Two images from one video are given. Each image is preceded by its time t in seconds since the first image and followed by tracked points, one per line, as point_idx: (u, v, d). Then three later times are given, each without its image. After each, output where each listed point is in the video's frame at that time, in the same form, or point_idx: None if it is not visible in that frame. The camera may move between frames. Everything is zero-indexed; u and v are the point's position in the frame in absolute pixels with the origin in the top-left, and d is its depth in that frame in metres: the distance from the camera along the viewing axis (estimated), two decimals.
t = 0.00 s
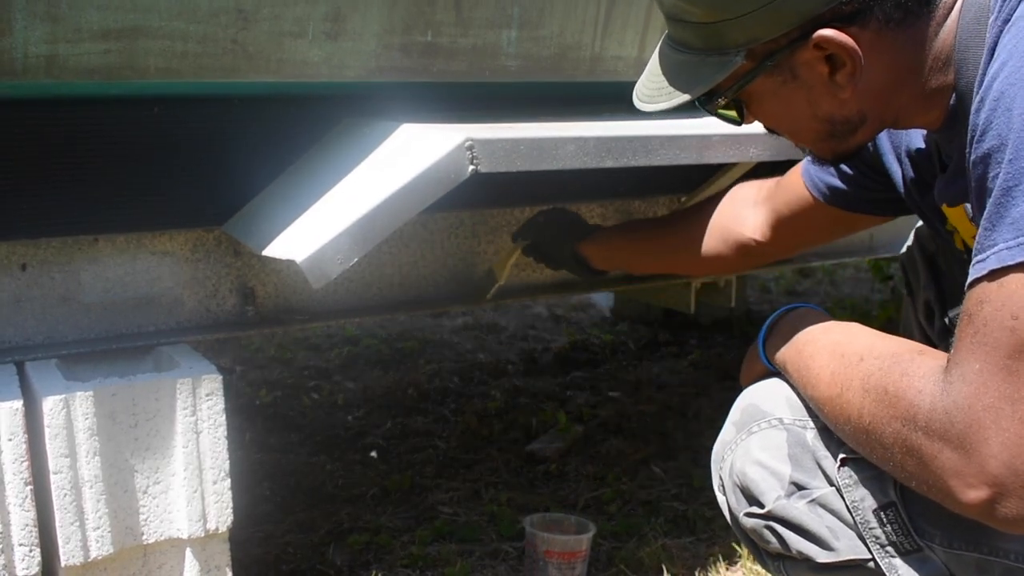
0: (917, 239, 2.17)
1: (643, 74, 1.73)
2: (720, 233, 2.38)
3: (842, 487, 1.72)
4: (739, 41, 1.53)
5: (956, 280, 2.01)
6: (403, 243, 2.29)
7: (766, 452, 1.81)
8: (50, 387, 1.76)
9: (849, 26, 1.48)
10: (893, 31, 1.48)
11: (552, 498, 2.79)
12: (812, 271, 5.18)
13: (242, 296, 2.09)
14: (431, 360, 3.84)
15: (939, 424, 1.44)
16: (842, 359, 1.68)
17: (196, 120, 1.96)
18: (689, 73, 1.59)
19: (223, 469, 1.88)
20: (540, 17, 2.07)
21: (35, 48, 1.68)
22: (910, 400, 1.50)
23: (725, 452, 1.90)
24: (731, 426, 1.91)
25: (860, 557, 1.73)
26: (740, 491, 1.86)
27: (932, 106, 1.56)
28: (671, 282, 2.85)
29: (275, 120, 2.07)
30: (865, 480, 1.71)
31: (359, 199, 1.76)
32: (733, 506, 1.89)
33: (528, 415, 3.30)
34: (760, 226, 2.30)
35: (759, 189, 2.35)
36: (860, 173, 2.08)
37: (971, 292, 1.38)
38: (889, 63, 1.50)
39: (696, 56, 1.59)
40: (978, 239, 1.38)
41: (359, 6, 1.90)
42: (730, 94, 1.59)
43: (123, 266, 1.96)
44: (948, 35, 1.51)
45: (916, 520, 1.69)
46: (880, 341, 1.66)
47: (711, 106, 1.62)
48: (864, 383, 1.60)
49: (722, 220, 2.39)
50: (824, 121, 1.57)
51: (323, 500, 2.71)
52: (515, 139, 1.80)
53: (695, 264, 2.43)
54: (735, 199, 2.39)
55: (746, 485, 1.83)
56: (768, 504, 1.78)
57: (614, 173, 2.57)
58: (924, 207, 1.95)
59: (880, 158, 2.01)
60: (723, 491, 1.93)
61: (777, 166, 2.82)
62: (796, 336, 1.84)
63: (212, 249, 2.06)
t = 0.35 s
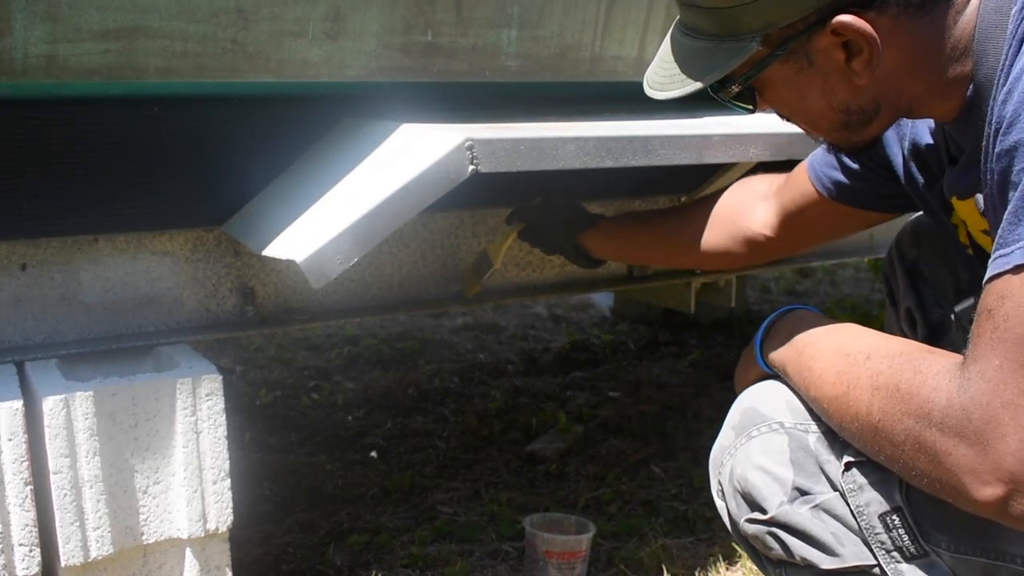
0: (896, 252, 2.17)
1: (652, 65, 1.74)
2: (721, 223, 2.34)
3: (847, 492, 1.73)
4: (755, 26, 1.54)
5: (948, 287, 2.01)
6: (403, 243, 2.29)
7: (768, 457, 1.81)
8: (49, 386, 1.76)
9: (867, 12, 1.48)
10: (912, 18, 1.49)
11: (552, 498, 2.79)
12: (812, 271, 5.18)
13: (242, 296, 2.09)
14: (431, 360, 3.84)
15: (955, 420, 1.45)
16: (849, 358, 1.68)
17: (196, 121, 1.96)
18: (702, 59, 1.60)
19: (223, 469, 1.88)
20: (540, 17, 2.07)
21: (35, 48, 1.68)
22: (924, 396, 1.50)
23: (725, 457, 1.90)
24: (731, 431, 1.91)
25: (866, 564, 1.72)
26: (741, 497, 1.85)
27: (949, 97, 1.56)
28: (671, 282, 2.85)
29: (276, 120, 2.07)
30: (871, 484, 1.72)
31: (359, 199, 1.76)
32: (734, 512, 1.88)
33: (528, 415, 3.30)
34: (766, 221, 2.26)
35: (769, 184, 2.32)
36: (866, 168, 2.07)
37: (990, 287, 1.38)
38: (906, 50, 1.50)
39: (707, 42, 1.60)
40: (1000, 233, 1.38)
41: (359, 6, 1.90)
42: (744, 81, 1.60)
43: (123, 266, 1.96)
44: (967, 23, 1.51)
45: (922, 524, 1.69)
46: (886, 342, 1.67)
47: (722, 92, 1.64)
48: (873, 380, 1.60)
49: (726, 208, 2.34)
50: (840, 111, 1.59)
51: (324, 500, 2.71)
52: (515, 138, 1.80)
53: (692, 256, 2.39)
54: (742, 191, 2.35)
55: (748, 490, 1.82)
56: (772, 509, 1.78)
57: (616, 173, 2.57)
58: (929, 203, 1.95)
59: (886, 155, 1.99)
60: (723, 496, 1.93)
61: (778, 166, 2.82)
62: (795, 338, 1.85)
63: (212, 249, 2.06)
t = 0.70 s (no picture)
0: (895, 250, 2.17)
1: (650, 67, 1.75)
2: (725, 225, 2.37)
3: (848, 495, 1.73)
4: (749, 30, 1.53)
5: (947, 288, 2.01)
6: (403, 243, 2.29)
7: (769, 460, 1.81)
8: (49, 387, 1.76)
9: (860, 17, 1.49)
10: (907, 21, 1.49)
11: (552, 498, 2.79)
12: (812, 271, 5.18)
13: (242, 297, 2.09)
14: (431, 360, 3.84)
15: (959, 423, 1.44)
16: (850, 360, 1.68)
17: (196, 121, 1.97)
18: (697, 64, 1.59)
19: (223, 469, 1.88)
20: (540, 17, 2.07)
21: (35, 48, 1.68)
22: (928, 399, 1.50)
23: (724, 459, 1.90)
24: (731, 434, 1.91)
25: (867, 567, 1.73)
26: (741, 500, 1.86)
27: (948, 98, 1.57)
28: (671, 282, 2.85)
29: (275, 121, 2.07)
30: (873, 487, 1.72)
31: (359, 198, 1.76)
32: (734, 515, 1.89)
33: (528, 415, 3.30)
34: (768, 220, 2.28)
35: (769, 184, 2.34)
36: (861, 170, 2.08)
37: (994, 289, 1.38)
38: (902, 52, 1.51)
39: (703, 46, 1.59)
40: (1004, 234, 1.39)
41: (359, 6, 1.90)
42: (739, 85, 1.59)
43: (123, 266, 1.97)
44: (965, 25, 1.51)
45: (925, 527, 1.69)
46: (886, 343, 1.67)
47: (718, 95, 1.63)
48: (876, 382, 1.60)
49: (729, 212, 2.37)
50: (836, 114, 1.59)
51: (324, 500, 2.71)
52: (515, 138, 1.80)
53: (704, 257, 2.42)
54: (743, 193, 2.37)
55: (748, 493, 1.82)
56: (772, 513, 1.78)
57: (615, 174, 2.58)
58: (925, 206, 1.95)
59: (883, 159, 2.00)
60: (722, 499, 1.93)
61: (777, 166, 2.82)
62: (795, 338, 1.85)
63: (212, 249, 2.06)
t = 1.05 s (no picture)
0: (899, 251, 2.18)
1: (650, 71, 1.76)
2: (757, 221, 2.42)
3: (844, 497, 1.73)
4: (742, 41, 1.54)
5: (950, 290, 2.00)
6: (403, 243, 2.29)
7: (765, 461, 1.81)
8: (49, 387, 1.76)
9: (851, 26, 1.48)
10: (898, 29, 1.48)
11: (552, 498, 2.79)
12: (812, 271, 5.18)
13: (242, 296, 2.09)
14: (431, 360, 3.84)
15: (952, 428, 1.45)
16: (846, 363, 1.68)
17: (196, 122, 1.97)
18: (694, 74, 1.61)
19: (223, 469, 1.88)
20: (540, 16, 2.07)
21: (35, 48, 1.68)
22: (921, 404, 1.50)
23: (722, 460, 1.90)
24: (730, 434, 1.91)
25: (863, 569, 1.72)
26: (738, 501, 1.86)
27: (945, 100, 1.57)
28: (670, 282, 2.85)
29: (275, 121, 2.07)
30: (869, 490, 1.72)
31: (359, 198, 1.76)
32: (733, 516, 1.89)
33: (528, 415, 3.30)
34: (797, 216, 2.32)
35: (803, 178, 2.37)
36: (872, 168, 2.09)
37: (988, 294, 1.38)
38: (895, 59, 1.50)
39: (698, 56, 1.60)
40: (996, 240, 1.38)
41: (360, 6, 1.90)
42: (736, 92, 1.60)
43: (124, 266, 1.96)
44: (959, 29, 1.51)
45: (920, 531, 1.70)
46: (883, 346, 1.67)
47: (716, 104, 1.64)
48: (871, 386, 1.60)
49: (762, 207, 2.42)
50: (834, 119, 1.59)
51: (324, 500, 2.71)
52: (515, 138, 1.80)
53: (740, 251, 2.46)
54: (776, 187, 2.41)
55: (745, 494, 1.82)
56: (769, 515, 1.78)
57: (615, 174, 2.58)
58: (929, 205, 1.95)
59: (890, 156, 2.01)
60: (721, 499, 1.93)
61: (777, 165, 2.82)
62: (795, 339, 1.85)
63: (212, 249, 2.05)
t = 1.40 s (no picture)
0: (905, 247, 2.17)
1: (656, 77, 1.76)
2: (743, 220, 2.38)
3: (844, 495, 1.73)
4: (739, 53, 1.54)
5: (955, 288, 2.01)
6: (404, 244, 2.29)
7: (765, 460, 1.81)
8: (49, 387, 1.76)
9: (846, 35, 1.48)
10: (894, 35, 1.49)
11: (552, 498, 2.79)
12: (812, 271, 5.18)
13: (242, 297, 2.09)
14: (431, 360, 3.84)
15: (952, 423, 1.44)
16: (847, 360, 1.68)
17: (196, 122, 1.97)
18: (694, 86, 1.61)
19: (223, 469, 1.89)
20: (540, 17, 2.07)
21: (35, 48, 1.68)
22: (921, 399, 1.50)
23: (723, 459, 1.91)
24: (730, 433, 1.91)
25: (863, 567, 1.73)
26: (739, 500, 1.86)
27: (943, 101, 1.57)
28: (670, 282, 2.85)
29: (275, 121, 2.07)
30: (869, 487, 1.72)
31: (360, 198, 1.76)
32: (733, 514, 1.89)
33: (528, 415, 3.30)
34: (785, 216, 2.30)
35: (789, 177, 2.34)
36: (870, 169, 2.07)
37: (987, 290, 1.38)
38: (892, 63, 1.50)
39: (697, 68, 1.61)
40: (994, 237, 1.38)
41: (360, 6, 1.90)
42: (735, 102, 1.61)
43: (123, 267, 1.97)
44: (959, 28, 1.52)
45: (921, 530, 1.69)
46: (884, 344, 1.67)
47: (718, 112, 1.65)
48: (871, 382, 1.60)
49: (749, 206, 2.39)
50: (834, 125, 1.59)
51: (323, 500, 2.71)
52: (515, 139, 1.80)
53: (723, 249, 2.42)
54: (762, 187, 2.38)
55: (746, 493, 1.82)
56: (769, 512, 1.78)
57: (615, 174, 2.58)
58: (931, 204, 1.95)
59: (889, 157, 2.00)
60: (721, 498, 1.93)
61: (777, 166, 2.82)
62: (795, 339, 1.85)
63: (212, 249, 2.06)
